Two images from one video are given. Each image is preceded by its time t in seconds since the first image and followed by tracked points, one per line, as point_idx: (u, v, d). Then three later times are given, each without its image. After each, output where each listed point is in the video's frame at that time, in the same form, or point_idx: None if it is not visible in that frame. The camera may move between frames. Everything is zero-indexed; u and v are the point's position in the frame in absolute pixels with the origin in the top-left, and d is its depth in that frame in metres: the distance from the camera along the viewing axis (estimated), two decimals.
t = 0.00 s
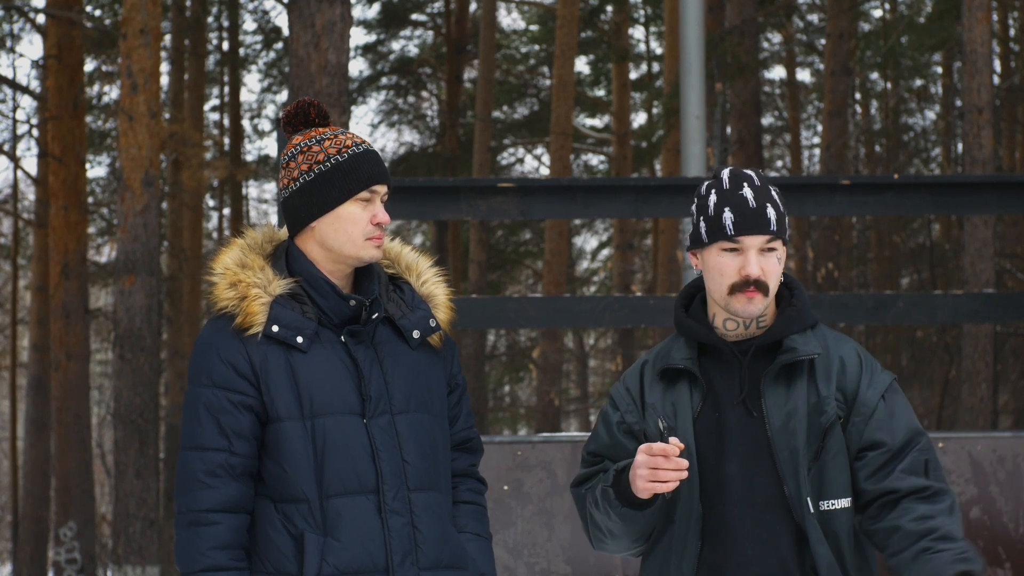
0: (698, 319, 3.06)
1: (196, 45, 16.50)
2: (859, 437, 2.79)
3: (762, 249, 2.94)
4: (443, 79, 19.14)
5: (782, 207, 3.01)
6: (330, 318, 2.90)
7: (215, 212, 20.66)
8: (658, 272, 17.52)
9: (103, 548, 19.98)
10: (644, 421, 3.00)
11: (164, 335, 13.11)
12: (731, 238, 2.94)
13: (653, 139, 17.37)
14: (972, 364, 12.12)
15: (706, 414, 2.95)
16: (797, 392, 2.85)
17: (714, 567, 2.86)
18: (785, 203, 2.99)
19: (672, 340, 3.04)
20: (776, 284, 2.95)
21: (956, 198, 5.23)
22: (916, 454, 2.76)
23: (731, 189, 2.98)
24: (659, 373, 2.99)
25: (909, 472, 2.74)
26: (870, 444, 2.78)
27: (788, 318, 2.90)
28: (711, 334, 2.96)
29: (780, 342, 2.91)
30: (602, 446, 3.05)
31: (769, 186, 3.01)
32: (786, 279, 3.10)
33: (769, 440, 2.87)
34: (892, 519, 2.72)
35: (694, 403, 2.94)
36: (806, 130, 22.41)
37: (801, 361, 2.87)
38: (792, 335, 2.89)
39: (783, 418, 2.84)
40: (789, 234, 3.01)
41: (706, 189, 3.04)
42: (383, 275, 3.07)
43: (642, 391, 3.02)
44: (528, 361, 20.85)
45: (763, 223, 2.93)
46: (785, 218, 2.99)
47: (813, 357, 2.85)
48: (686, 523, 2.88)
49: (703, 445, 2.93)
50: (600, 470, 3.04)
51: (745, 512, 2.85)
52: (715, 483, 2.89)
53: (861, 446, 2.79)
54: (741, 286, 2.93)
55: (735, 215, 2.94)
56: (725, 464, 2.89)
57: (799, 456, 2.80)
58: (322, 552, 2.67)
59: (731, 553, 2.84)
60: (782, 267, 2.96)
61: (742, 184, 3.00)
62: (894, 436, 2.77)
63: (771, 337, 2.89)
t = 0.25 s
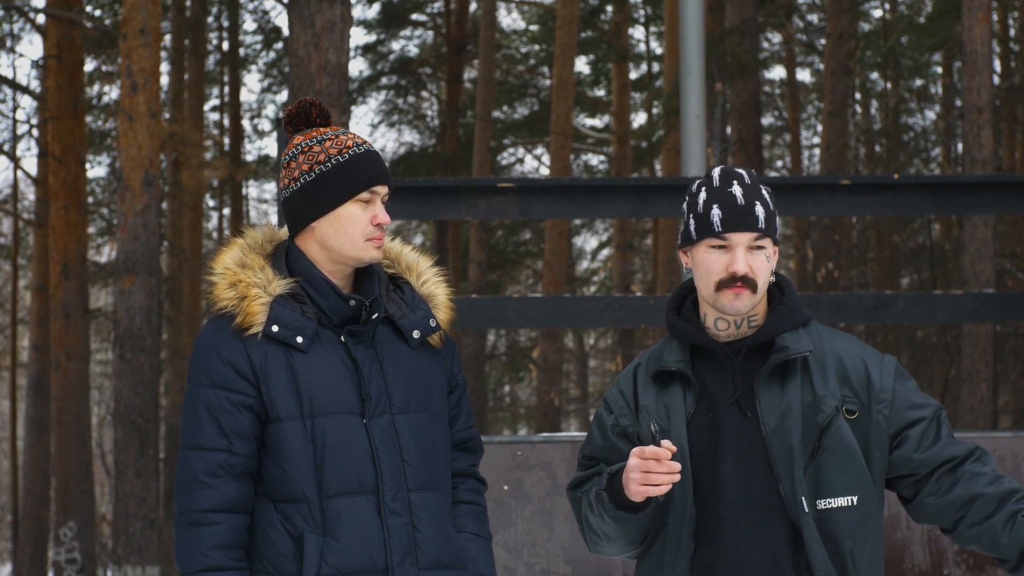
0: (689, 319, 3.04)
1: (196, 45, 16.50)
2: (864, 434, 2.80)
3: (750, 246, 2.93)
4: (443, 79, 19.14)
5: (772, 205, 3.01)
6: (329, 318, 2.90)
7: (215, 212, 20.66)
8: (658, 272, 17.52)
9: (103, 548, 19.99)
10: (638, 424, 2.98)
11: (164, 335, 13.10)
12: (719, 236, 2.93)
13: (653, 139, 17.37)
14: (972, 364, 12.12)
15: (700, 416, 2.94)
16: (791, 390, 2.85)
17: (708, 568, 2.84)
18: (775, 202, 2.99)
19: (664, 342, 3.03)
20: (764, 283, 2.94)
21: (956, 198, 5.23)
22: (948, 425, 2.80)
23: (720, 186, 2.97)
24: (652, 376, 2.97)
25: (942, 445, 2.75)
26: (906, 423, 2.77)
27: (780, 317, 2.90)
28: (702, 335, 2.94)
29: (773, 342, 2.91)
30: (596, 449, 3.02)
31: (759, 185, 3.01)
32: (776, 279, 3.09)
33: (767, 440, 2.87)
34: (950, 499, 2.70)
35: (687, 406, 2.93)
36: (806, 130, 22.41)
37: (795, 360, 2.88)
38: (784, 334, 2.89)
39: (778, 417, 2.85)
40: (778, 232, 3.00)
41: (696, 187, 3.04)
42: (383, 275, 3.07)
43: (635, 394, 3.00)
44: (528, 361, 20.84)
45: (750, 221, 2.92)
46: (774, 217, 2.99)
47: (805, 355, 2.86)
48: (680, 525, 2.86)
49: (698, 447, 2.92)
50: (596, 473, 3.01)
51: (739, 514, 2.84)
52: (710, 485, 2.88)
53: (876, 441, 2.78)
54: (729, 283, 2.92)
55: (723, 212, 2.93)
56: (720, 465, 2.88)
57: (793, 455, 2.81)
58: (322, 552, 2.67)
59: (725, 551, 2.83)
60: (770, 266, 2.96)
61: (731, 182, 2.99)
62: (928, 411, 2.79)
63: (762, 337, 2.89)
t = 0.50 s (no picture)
0: (686, 321, 3.04)
1: (196, 45, 16.50)
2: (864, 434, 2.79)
3: (741, 247, 2.95)
4: (443, 79, 19.14)
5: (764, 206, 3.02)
6: (329, 318, 2.90)
7: (215, 212, 20.66)
8: (658, 272, 17.52)
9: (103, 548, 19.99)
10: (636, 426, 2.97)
11: (164, 335, 13.11)
12: (710, 238, 2.95)
13: (653, 139, 17.37)
14: (972, 364, 12.12)
15: (700, 417, 2.93)
16: (791, 390, 2.86)
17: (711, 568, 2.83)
18: (766, 203, 3.01)
19: (661, 344, 3.02)
20: (758, 283, 2.95)
21: (956, 198, 5.23)
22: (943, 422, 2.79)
23: (710, 189, 3.00)
24: (650, 377, 2.96)
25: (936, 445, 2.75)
26: (903, 423, 2.77)
27: (779, 317, 2.90)
28: (700, 336, 2.95)
29: (772, 342, 2.91)
30: (594, 452, 3.01)
31: (749, 186, 3.02)
32: (772, 279, 3.09)
33: (767, 440, 2.87)
34: (945, 500, 2.70)
35: (687, 407, 2.93)
36: (806, 130, 22.41)
37: (794, 359, 2.88)
38: (782, 333, 2.89)
39: (779, 417, 2.84)
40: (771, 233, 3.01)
41: (687, 192, 3.07)
42: (382, 275, 3.07)
43: (633, 396, 2.99)
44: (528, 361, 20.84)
45: (741, 221, 2.94)
46: (766, 217, 3.00)
47: (804, 355, 2.87)
48: (682, 525, 2.85)
49: (699, 447, 2.91)
50: (594, 476, 3.00)
51: (742, 514, 2.83)
52: (711, 486, 2.87)
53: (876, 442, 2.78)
54: (722, 285, 2.93)
55: (713, 214, 2.95)
56: (722, 465, 2.87)
57: (796, 454, 2.80)
58: (322, 552, 2.67)
59: (727, 549, 2.82)
60: (763, 266, 2.96)
61: (721, 184, 3.01)
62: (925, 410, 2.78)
63: (761, 337, 2.90)
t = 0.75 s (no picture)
0: (686, 321, 3.04)
1: (196, 45, 16.50)
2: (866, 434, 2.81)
3: (744, 244, 2.95)
4: (443, 79, 19.14)
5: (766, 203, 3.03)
6: (329, 318, 2.90)
7: (215, 212, 20.66)
8: (658, 272, 17.52)
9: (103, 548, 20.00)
10: (637, 429, 2.96)
11: (164, 335, 13.11)
12: (713, 235, 2.95)
13: (653, 139, 17.36)
14: (972, 364, 12.12)
15: (703, 418, 2.93)
16: (794, 389, 2.86)
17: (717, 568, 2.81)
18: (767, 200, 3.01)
19: (661, 345, 3.02)
20: (761, 282, 2.95)
21: (956, 198, 5.22)
22: (930, 421, 2.79)
23: (712, 187, 3.00)
24: (651, 379, 2.96)
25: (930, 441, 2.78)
26: (896, 428, 2.79)
27: (779, 318, 2.90)
28: (701, 337, 2.94)
29: (774, 342, 2.91)
30: (594, 455, 3.00)
31: (751, 183, 3.02)
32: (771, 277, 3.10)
33: (769, 440, 2.86)
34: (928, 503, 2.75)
35: (690, 408, 2.92)
36: (806, 130, 22.41)
37: (796, 360, 2.88)
38: (784, 333, 2.89)
39: (783, 417, 2.84)
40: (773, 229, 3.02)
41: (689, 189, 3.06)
42: (381, 275, 3.07)
43: (634, 398, 2.99)
44: (528, 361, 20.84)
45: (744, 219, 2.94)
46: (768, 215, 3.00)
47: (807, 355, 2.87)
48: (687, 526, 2.83)
49: (702, 448, 2.90)
50: (595, 478, 2.99)
51: (749, 514, 2.82)
52: (715, 486, 2.86)
53: (877, 440, 2.81)
54: (725, 282, 2.93)
55: (717, 211, 2.95)
56: (726, 465, 2.86)
57: (802, 453, 2.79)
58: (321, 552, 2.67)
59: (734, 548, 2.81)
60: (766, 264, 2.97)
61: (723, 181, 3.01)
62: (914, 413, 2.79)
63: (764, 337, 2.89)
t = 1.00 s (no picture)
0: (685, 323, 3.03)
1: (196, 45, 16.49)
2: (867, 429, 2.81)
3: (739, 248, 2.94)
4: (443, 79, 19.15)
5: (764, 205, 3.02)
6: (329, 318, 2.90)
7: (215, 212, 20.67)
8: (658, 272, 17.52)
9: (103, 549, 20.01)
10: (638, 431, 2.96)
11: (164, 335, 13.12)
12: (709, 238, 2.95)
13: (653, 139, 17.36)
14: (972, 364, 12.13)
15: (706, 420, 2.93)
16: (798, 389, 2.85)
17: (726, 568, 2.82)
18: (764, 203, 3.00)
19: (661, 348, 3.01)
20: (757, 283, 2.94)
21: (956, 198, 5.23)
22: (917, 409, 2.78)
23: (709, 189, 3.00)
24: (652, 382, 2.95)
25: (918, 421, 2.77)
26: (886, 426, 2.81)
27: (779, 318, 2.90)
28: (701, 338, 2.94)
29: (774, 342, 2.91)
30: (595, 459, 2.99)
31: (748, 186, 3.02)
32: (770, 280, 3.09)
33: (771, 440, 2.86)
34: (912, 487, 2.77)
35: (693, 411, 2.92)
36: (806, 130, 22.41)
37: (797, 359, 2.88)
38: (785, 333, 2.89)
39: (787, 417, 2.84)
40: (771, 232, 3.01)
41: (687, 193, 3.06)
42: (380, 275, 3.07)
43: (634, 401, 2.98)
44: (528, 361, 20.85)
45: (740, 221, 2.94)
46: (765, 218, 2.99)
47: (809, 355, 2.86)
48: (692, 528, 2.83)
49: (705, 450, 2.90)
50: (596, 482, 2.98)
51: (757, 514, 2.83)
52: (722, 487, 2.86)
53: (875, 432, 2.83)
54: (720, 285, 2.93)
55: (712, 214, 2.95)
56: (732, 466, 2.87)
57: (807, 453, 2.79)
58: (320, 551, 2.67)
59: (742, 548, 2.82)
60: (763, 266, 2.96)
61: (721, 184, 3.01)
62: (903, 411, 2.79)
63: (766, 337, 2.88)
